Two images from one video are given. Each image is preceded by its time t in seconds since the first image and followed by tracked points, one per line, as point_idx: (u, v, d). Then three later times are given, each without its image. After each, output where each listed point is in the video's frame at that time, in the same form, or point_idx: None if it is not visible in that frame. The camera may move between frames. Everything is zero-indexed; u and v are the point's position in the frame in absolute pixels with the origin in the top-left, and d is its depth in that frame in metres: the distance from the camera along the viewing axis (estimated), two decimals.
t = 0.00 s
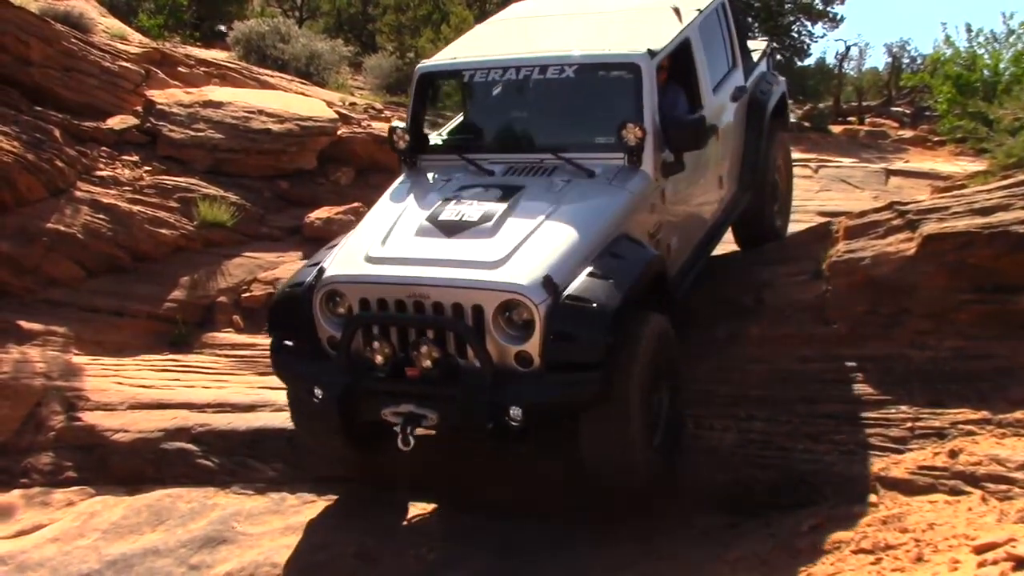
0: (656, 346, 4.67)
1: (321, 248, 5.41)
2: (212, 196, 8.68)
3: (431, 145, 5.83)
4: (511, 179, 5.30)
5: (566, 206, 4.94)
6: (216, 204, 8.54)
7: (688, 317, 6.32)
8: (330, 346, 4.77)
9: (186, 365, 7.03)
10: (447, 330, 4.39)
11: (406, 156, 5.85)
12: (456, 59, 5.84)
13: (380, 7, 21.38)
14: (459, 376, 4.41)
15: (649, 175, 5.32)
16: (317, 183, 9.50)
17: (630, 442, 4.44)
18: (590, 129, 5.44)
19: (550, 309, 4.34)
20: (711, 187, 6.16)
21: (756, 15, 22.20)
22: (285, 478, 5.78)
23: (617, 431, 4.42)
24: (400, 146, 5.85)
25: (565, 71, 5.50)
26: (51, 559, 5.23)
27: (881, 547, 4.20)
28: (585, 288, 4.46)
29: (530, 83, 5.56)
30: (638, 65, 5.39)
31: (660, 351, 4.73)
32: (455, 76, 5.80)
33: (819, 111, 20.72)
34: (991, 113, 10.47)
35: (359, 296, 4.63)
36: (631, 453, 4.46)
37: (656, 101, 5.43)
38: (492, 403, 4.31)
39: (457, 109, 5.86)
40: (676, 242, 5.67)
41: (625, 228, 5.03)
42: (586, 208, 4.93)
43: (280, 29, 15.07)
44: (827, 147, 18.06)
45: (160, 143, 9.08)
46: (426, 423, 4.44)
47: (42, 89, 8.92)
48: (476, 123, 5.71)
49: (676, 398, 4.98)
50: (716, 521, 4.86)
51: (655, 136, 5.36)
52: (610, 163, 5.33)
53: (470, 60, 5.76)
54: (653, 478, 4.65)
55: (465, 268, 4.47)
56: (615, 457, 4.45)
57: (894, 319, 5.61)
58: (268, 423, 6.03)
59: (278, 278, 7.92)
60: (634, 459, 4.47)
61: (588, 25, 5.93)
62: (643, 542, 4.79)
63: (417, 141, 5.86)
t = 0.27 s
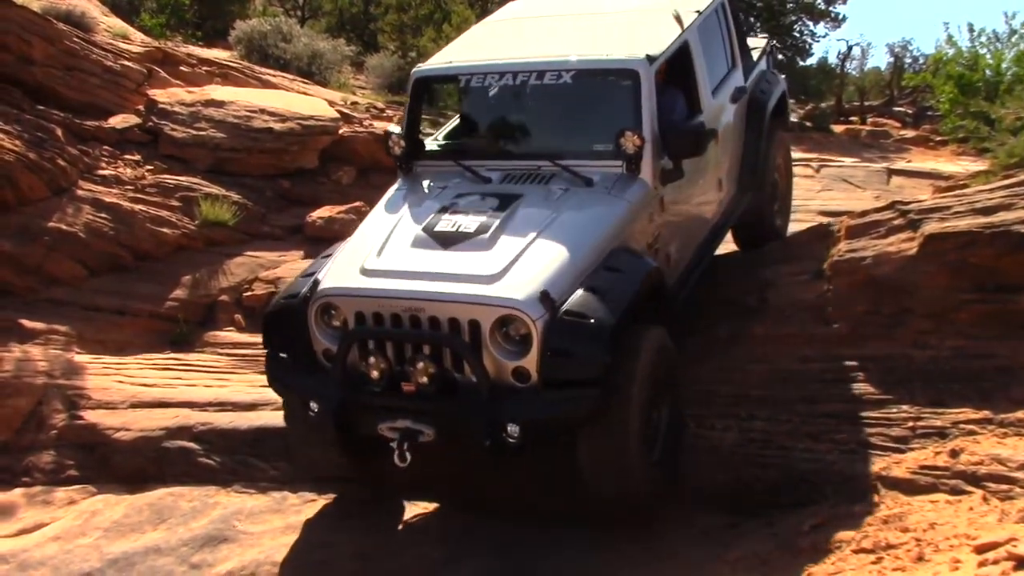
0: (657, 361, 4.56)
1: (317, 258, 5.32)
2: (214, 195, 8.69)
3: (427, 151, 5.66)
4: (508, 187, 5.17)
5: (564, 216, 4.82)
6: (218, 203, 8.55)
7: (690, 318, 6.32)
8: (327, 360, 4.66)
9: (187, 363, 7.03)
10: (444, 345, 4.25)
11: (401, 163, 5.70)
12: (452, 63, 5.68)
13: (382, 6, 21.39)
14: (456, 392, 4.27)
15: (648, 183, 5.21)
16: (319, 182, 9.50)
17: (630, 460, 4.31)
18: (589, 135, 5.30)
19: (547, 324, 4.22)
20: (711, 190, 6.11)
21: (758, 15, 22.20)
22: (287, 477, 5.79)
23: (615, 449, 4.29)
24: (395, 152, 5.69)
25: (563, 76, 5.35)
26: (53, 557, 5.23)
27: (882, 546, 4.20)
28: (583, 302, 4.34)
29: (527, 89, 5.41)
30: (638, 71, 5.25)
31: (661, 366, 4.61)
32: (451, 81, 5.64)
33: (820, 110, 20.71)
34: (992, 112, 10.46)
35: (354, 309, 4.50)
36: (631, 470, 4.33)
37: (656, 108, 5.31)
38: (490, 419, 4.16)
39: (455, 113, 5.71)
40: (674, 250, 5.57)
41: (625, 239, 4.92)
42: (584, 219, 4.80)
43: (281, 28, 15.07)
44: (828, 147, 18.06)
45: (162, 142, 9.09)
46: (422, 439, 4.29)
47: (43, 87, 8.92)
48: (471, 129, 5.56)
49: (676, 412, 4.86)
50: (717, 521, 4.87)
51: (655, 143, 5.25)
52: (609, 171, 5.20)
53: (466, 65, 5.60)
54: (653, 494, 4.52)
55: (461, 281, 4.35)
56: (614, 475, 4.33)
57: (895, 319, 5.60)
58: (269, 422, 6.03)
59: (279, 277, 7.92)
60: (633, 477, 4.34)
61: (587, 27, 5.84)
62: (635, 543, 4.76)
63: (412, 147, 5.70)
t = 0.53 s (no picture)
0: (655, 380, 4.50)
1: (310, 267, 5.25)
2: (216, 188, 8.70)
3: (422, 156, 5.57)
4: (503, 198, 5.07)
5: (561, 228, 4.74)
6: (220, 196, 8.56)
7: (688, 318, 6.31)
8: (320, 374, 4.58)
9: (187, 355, 7.04)
10: (439, 365, 4.19)
11: (396, 168, 5.61)
12: (447, 68, 5.57)
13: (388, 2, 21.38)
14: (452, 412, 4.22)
15: (646, 194, 5.11)
16: (322, 177, 9.50)
17: (625, 479, 4.29)
18: (586, 145, 5.19)
19: (544, 345, 4.15)
20: (708, 196, 6.05)
21: (763, 16, 22.17)
22: (285, 471, 5.80)
23: (610, 469, 4.25)
24: (390, 157, 5.59)
25: (561, 83, 5.24)
26: (50, 547, 5.24)
27: (878, 548, 4.21)
28: (578, 323, 4.28)
29: (524, 96, 5.30)
30: (637, 80, 5.14)
31: (659, 385, 4.56)
32: (446, 86, 5.53)
33: (824, 112, 20.70)
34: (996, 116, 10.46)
35: (347, 325, 4.42)
36: (624, 491, 4.33)
37: (654, 117, 5.20)
38: (485, 442, 4.13)
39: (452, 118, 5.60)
40: (671, 260, 5.49)
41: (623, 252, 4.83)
42: (581, 232, 4.71)
43: (286, 23, 15.06)
44: (832, 149, 18.04)
45: (165, 134, 9.09)
46: (417, 459, 4.26)
47: (47, 78, 8.92)
48: (466, 133, 5.45)
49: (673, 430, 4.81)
50: (716, 521, 4.89)
51: (653, 154, 5.14)
52: (606, 182, 5.10)
53: (463, 69, 5.49)
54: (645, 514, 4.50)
55: (456, 299, 4.27)
56: (607, 495, 4.31)
57: (895, 321, 5.60)
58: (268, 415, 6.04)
59: (280, 271, 7.91)
60: (627, 495, 4.34)
61: (586, 30, 5.76)
62: (633, 548, 4.71)
63: (407, 151, 5.60)
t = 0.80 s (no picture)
0: (649, 400, 4.45)
1: (298, 282, 5.16)
2: (216, 181, 8.71)
3: (413, 167, 5.41)
4: (495, 214, 4.95)
5: (555, 246, 4.65)
6: (219, 189, 8.56)
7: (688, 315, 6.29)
8: (309, 396, 4.51)
9: (185, 348, 7.05)
10: (430, 392, 4.13)
11: (386, 179, 5.46)
12: (435, 75, 5.38)
13: None
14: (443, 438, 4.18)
15: (640, 211, 4.95)
16: (321, 171, 9.51)
17: (617, 500, 4.25)
18: (579, 159, 5.05)
19: (536, 373, 4.08)
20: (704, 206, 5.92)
21: (766, 16, 22.16)
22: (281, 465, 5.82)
23: (601, 490, 4.22)
24: (379, 168, 5.44)
25: (553, 96, 5.07)
26: (45, 537, 5.25)
27: (871, 549, 4.22)
28: (570, 351, 4.20)
29: (515, 108, 5.14)
30: (631, 94, 4.98)
31: (652, 404, 4.50)
32: (435, 95, 5.35)
33: (825, 113, 20.71)
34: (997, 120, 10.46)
35: (336, 350, 4.34)
36: (615, 512, 4.30)
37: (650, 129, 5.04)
38: (477, 471, 4.06)
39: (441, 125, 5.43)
40: (665, 274, 5.38)
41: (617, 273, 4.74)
42: (574, 252, 4.61)
43: (288, 16, 15.05)
44: (832, 150, 18.05)
45: (165, 126, 9.09)
46: (408, 484, 4.23)
47: (48, 69, 8.92)
48: (455, 143, 5.34)
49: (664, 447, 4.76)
50: (712, 519, 4.93)
51: (648, 168, 4.99)
52: (599, 198, 4.98)
53: (451, 78, 5.30)
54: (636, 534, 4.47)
55: (446, 325, 4.19)
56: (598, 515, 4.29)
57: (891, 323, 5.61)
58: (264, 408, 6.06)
59: (279, 265, 7.93)
60: (619, 517, 4.31)
61: (580, 34, 5.61)
62: (632, 552, 4.57)
63: (397, 162, 5.44)
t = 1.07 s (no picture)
0: (632, 411, 4.45)
1: (279, 297, 5.09)
2: (207, 175, 8.69)
3: (393, 176, 5.38)
4: (476, 226, 4.92)
5: (537, 260, 4.61)
6: (210, 183, 8.54)
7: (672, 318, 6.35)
8: (290, 414, 4.45)
9: (173, 342, 7.03)
10: (411, 412, 4.07)
11: (365, 189, 5.42)
12: (413, 83, 5.33)
13: None
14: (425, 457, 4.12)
15: (622, 220, 4.94)
16: (313, 167, 9.49)
17: (601, 510, 4.24)
18: (561, 165, 5.07)
19: (518, 391, 4.04)
20: (687, 212, 5.90)
21: (759, 18, 22.19)
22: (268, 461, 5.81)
23: (583, 503, 4.21)
24: (359, 178, 5.41)
25: (533, 104, 5.06)
26: (31, 529, 5.24)
27: (856, 549, 4.23)
28: (551, 367, 4.16)
29: (496, 116, 5.14)
30: (612, 102, 4.95)
31: (636, 415, 4.51)
32: (414, 103, 5.31)
33: (818, 116, 20.77)
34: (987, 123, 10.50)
35: (316, 367, 4.29)
36: (599, 525, 4.28)
37: (631, 136, 5.02)
38: (458, 489, 4.01)
39: (422, 132, 5.48)
40: (649, 280, 5.37)
41: (599, 285, 4.71)
42: (556, 267, 4.57)
43: (282, 12, 15.02)
44: (824, 152, 18.09)
45: (157, 120, 9.08)
46: (389, 504, 4.15)
47: (40, 61, 8.91)
48: (435, 152, 5.43)
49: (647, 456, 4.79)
50: (698, 518, 4.96)
51: (630, 178, 4.97)
52: (581, 208, 4.95)
53: (429, 86, 5.26)
54: (618, 544, 4.49)
55: (426, 341, 4.15)
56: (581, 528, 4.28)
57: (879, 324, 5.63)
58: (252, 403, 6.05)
59: (269, 260, 7.91)
60: (602, 526, 4.29)
61: (562, 38, 5.59)
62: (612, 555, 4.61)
63: (377, 171, 5.41)
